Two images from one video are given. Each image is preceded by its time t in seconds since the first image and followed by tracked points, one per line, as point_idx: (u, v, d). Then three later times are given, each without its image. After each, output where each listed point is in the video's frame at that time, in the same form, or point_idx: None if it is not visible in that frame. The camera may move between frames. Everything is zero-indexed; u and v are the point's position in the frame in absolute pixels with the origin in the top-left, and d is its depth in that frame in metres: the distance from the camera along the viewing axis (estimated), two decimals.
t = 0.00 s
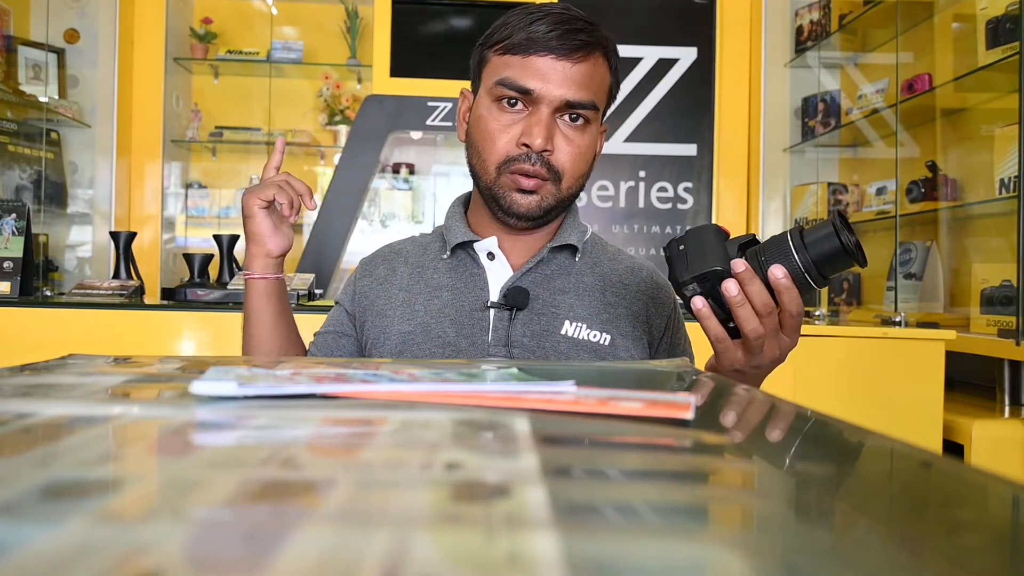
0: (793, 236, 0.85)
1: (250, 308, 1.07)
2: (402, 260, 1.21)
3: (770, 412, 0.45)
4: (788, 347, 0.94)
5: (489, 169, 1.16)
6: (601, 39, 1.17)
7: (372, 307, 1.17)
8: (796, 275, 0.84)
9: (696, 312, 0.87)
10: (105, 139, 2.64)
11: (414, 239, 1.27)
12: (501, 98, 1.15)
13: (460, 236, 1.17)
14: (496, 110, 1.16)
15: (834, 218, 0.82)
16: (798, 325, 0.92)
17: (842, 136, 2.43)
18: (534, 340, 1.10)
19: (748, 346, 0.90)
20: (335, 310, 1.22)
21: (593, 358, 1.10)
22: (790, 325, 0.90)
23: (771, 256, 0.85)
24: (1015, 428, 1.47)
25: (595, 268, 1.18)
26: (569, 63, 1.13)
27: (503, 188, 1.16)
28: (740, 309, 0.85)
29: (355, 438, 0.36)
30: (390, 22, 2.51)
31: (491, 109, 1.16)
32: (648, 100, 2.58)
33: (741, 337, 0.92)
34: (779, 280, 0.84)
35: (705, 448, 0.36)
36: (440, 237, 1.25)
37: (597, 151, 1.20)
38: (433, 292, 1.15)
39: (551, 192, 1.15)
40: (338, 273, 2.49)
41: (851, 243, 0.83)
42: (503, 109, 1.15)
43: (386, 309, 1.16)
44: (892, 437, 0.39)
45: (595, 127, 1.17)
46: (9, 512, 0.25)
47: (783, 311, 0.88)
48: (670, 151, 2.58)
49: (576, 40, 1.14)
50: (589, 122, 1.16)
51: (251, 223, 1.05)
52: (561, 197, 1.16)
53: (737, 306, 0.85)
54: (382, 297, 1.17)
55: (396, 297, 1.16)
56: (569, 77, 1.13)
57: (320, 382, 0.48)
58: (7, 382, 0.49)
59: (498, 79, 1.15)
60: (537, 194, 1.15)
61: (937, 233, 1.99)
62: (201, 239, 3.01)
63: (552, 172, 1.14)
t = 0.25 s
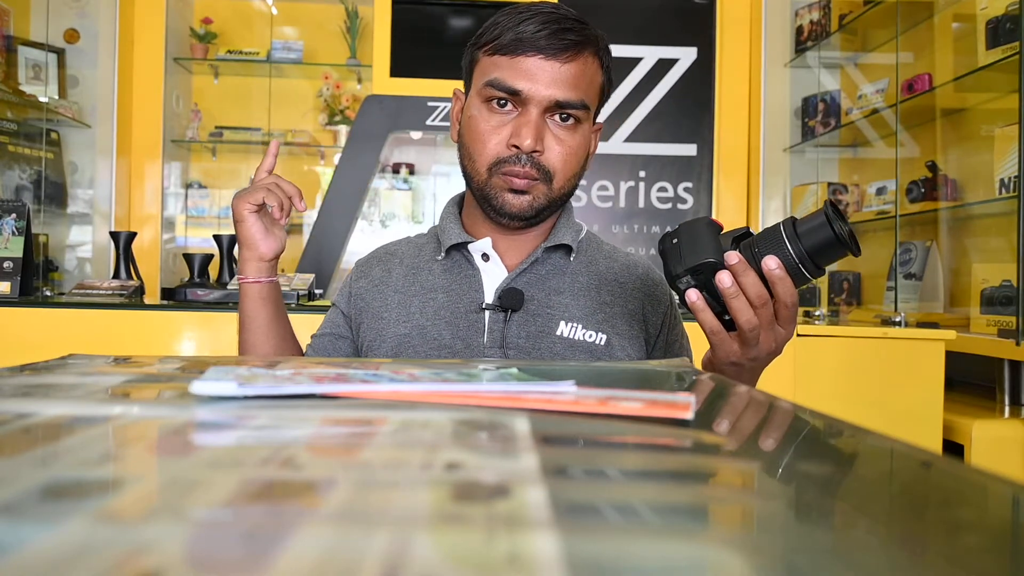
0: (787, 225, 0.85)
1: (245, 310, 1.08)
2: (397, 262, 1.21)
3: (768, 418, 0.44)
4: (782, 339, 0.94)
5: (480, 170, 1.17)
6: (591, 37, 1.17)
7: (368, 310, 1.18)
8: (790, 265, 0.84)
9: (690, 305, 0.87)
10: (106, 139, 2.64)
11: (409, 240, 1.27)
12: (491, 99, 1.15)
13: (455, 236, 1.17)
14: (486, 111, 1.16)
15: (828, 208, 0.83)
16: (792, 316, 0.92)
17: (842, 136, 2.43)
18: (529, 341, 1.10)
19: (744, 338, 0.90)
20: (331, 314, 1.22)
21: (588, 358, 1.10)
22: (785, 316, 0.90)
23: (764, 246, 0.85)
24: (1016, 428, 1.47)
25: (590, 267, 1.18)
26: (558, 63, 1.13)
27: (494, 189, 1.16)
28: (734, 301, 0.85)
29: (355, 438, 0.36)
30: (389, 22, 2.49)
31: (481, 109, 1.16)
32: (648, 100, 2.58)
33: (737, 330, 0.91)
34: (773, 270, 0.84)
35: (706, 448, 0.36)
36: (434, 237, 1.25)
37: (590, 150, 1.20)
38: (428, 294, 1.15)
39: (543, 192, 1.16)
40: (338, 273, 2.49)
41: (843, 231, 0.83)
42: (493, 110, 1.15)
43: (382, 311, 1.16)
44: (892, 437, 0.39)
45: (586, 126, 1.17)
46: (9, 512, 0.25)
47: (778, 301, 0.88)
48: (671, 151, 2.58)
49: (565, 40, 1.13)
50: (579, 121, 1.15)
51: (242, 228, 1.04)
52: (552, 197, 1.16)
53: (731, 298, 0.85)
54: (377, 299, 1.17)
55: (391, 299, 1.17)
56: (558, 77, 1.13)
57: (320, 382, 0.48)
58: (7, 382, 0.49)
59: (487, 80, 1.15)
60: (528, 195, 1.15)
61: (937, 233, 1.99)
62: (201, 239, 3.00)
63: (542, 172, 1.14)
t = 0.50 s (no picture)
0: (781, 224, 0.85)
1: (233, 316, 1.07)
2: (394, 262, 1.21)
3: (769, 420, 0.43)
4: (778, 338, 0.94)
5: (466, 169, 1.17)
6: (580, 36, 1.16)
7: (365, 310, 1.18)
8: (784, 263, 0.84)
9: (685, 304, 0.87)
10: (106, 140, 2.64)
11: (405, 240, 1.27)
12: (478, 98, 1.15)
13: (450, 236, 1.17)
14: (473, 110, 1.16)
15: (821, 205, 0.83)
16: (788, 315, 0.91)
17: (842, 136, 2.43)
18: (526, 339, 1.10)
19: (738, 337, 0.89)
20: (328, 315, 1.22)
21: (585, 356, 1.10)
22: (780, 315, 0.90)
23: (758, 245, 0.85)
24: (1016, 427, 1.47)
25: (587, 265, 1.18)
26: (545, 63, 1.13)
27: (480, 189, 1.16)
28: (727, 299, 0.85)
29: (355, 438, 0.36)
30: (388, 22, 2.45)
31: (468, 109, 1.16)
32: (648, 100, 2.58)
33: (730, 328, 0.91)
34: (766, 268, 0.84)
35: (705, 448, 0.36)
36: (430, 237, 1.25)
37: (578, 151, 1.19)
38: (423, 294, 1.15)
39: (528, 193, 1.16)
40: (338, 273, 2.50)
41: (838, 229, 0.83)
42: (479, 109, 1.16)
43: (378, 311, 1.16)
44: (892, 437, 0.39)
45: (574, 127, 1.17)
46: (9, 512, 0.25)
47: (773, 300, 0.88)
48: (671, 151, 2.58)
49: (553, 40, 1.13)
50: (565, 122, 1.15)
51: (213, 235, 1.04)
52: (538, 198, 1.16)
53: (724, 296, 0.85)
54: (374, 299, 1.18)
55: (388, 299, 1.17)
56: (545, 77, 1.13)
57: (320, 382, 0.48)
58: (7, 382, 0.49)
59: (475, 79, 1.15)
60: (513, 195, 1.15)
61: (937, 233, 1.99)
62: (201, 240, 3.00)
63: (527, 173, 1.14)
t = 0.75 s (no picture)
0: (775, 220, 0.85)
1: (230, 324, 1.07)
2: (394, 264, 1.22)
3: (767, 420, 0.43)
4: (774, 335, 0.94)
5: (466, 170, 1.17)
6: (573, 34, 1.16)
7: (365, 313, 1.18)
8: (780, 260, 0.84)
9: (682, 300, 0.87)
10: (105, 139, 2.64)
11: (405, 242, 1.27)
12: (475, 100, 1.16)
13: (449, 236, 1.17)
14: (470, 112, 1.16)
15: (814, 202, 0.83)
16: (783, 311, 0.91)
17: (842, 136, 2.43)
18: (525, 337, 1.10)
19: (734, 333, 0.89)
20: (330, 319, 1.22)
21: (585, 353, 1.10)
22: (776, 311, 0.90)
23: (754, 242, 0.85)
24: (1016, 427, 1.47)
25: (585, 263, 1.18)
26: (540, 62, 1.13)
27: (480, 188, 1.17)
28: (724, 296, 0.85)
29: (355, 438, 0.36)
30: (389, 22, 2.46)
31: (466, 111, 1.17)
32: (648, 100, 2.58)
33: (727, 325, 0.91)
34: (762, 265, 0.84)
35: (705, 448, 0.36)
36: (430, 238, 1.25)
37: (577, 147, 1.20)
38: (422, 294, 1.15)
39: (530, 190, 1.16)
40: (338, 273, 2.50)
41: (834, 225, 0.83)
42: (477, 111, 1.16)
43: (379, 313, 1.16)
44: (891, 437, 0.39)
45: (572, 123, 1.17)
46: (9, 512, 0.25)
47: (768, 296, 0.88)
48: (672, 151, 2.58)
49: (546, 39, 1.13)
50: (563, 119, 1.15)
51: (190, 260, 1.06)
52: (540, 195, 1.16)
53: (721, 293, 0.85)
54: (374, 302, 1.18)
55: (388, 301, 1.17)
56: (540, 76, 1.13)
57: (320, 381, 0.48)
58: (7, 382, 0.49)
59: (471, 81, 1.15)
60: (514, 193, 1.15)
61: (937, 233, 1.99)
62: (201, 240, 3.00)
63: (528, 171, 1.14)
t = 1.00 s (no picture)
0: (773, 220, 0.85)
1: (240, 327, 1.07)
2: (398, 262, 1.22)
3: (768, 420, 0.43)
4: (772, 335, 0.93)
5: (456, 170, 1.18)
6: (559, 34, 1.17)
7: (369, 308, 1.18)
8: (777, 259, 0.84)
9: (679, 299, 0.87)
10: (106, 139, 2.64)
11: (410, 241, 1.28)
12: (465, 100, 1.16)
13: (452, 234, 1.17)
14: (460, 113, 1.17)
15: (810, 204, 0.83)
16: (781, 311, 0.91)
17: (842, 136, 2.43)
18: (525, 334, 1.10)
19: (732, 332, 0.89)
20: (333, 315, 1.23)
21: (584, 352, 1.10)
22: (774, 310, 0.90)
23: (753, 241, 0.86)
24: (1016, 427, 1.47)
25: (586, 263, 1.18)
26: (524, 61, 1.13)
27: (469, 188, 1.17)
28: (721, 294, 0.85)
29: (355, 438, 0.36)
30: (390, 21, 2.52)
31: (456, 112, 1.17)
32: (648, 101, 2.58)
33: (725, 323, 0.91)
34: (760, 264, 0.84)
35: (704, 448, 0.36)
36: (433, 237, 1.25)
37: (568, 146, 1.19)
38: (424, 292, 1.15)
39: (519, 189, 1.15)
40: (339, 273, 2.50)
41: (831, 225, 0.83)
42: (465, 111, 1.16)
43: (382, 309, 1.16)
44: (891, 437, 0.39)
45: (560, 122, 1.16)
46: (9, 512, 0.25)
47: (766, 295, 0.88)
48: (672, 151, 2.58)
49: (532, 38, 1.14)
50: (549, 117, 1.15)
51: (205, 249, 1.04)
52: (529, 194, 1.16)
53: (718, 291, 0.85)
54: (378, 298, 1.18)
55: (391, 297, 1.17)
56: (525, 75, 1.13)
57: (320, 382, 0.48)
58: (7, 382, 0.49)
59: (460, 82, 1.16)
60: (502, 192, 1.15)
61: (937, 233, 1.99)
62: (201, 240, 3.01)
63: (514, 170, 1.14)
